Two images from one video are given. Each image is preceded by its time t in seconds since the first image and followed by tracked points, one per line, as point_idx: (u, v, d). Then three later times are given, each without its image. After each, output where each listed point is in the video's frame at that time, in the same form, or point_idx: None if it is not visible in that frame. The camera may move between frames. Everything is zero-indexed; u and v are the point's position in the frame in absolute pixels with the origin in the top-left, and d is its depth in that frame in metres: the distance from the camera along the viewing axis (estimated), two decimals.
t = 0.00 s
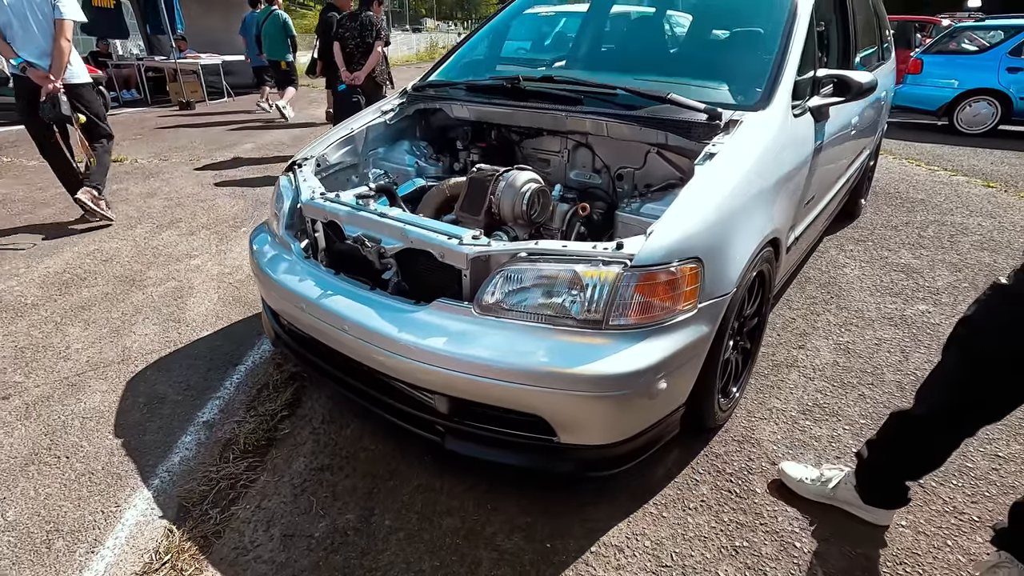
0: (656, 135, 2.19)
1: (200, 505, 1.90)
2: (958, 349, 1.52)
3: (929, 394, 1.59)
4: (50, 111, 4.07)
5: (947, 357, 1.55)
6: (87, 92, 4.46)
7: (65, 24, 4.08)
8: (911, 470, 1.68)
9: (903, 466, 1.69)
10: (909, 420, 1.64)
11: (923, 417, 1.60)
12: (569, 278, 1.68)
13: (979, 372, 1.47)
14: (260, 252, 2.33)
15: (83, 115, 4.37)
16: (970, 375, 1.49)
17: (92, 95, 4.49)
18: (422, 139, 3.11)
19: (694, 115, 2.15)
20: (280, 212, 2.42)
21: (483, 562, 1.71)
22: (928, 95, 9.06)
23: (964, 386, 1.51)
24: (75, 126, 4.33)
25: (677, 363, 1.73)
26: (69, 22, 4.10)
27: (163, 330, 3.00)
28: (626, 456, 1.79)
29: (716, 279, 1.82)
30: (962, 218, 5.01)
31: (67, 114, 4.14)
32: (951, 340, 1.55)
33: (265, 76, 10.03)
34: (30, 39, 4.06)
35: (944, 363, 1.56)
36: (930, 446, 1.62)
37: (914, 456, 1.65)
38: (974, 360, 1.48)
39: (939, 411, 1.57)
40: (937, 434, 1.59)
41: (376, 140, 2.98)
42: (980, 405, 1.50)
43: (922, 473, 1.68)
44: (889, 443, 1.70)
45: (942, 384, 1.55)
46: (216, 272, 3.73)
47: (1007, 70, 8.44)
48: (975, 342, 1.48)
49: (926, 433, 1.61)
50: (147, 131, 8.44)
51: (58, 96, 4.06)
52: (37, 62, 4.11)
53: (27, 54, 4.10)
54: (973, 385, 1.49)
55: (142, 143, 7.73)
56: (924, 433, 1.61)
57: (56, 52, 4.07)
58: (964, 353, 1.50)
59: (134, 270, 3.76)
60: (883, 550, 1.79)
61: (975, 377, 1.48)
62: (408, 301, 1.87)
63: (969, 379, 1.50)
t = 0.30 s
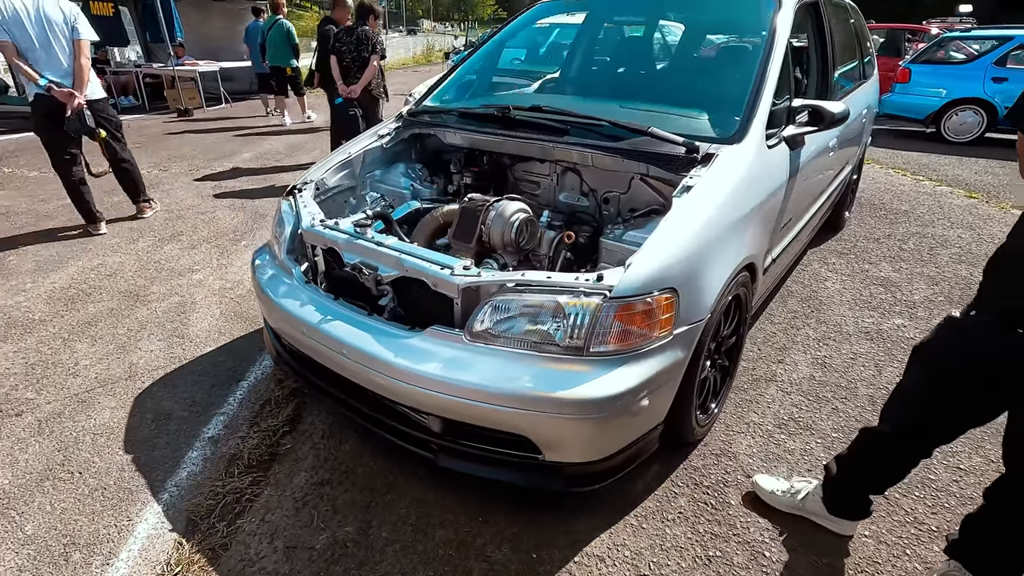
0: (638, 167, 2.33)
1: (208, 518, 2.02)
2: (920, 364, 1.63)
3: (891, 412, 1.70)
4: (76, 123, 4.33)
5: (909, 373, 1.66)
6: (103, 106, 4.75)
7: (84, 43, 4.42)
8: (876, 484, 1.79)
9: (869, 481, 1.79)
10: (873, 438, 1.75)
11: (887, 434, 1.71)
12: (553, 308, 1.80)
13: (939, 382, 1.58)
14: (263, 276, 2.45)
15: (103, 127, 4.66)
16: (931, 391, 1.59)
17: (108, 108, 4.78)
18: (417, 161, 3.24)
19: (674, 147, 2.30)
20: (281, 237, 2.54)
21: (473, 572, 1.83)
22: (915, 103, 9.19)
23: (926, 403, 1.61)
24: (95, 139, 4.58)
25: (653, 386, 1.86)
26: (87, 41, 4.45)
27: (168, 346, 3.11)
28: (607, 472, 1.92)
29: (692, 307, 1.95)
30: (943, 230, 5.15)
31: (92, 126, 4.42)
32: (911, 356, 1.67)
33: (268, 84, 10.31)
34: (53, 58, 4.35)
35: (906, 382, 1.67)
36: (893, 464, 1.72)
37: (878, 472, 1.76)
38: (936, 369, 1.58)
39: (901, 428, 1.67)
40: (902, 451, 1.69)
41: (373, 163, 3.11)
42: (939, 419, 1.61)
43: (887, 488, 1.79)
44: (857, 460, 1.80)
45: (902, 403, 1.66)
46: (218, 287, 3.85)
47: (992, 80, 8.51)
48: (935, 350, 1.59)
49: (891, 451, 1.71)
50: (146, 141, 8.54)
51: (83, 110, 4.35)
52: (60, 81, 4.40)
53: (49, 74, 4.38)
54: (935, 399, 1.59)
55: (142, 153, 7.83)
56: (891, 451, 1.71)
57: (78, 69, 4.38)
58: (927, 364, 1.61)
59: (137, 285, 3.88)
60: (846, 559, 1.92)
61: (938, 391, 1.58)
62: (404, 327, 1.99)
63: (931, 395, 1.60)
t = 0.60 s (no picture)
0: (628, 190, 2.46)
1: (217, 527, 2.11)
2: (889, 378, 1.74)
3: (862, 424, 1.81)
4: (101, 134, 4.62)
5: (880, 387, 1.77)
6: (120, 120, 5.04)
7: (110, 62, 4.82)
8: (852, 495, 1.90)
9: (845, 491, 1.90)
10: (847, 449, 1.86)
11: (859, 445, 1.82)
12: (545, 327, 1.91)
13: (903, 397, 1.69)
14: (269, 293, 2.55)
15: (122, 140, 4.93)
16: (896, 404, 1.71)
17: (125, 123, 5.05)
18: (416, 178, 3.34)
19: (661, 171, 2.41)
20: (286, 254, 2.64)
21: None
22: (907, 111, 9.29)
23: (892, 416, 1.72)
24: (114, 151, 4.84)
25: (641, 401, 1.96)
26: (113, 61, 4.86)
27: (174, 358, 3.21)
28: (598, 483, 2.02)
29: (677, 326, 2.05)
30: (929, 239, 5.28)
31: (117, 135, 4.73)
32: (882, 370, 1.79)
33: (276, 90, 11.05)
34: (81, 74, 4.69)
35: (877, 395, 1.78)
36: (866, 473, 1.83)
37: (852, 482, 1.87)
38: (901, 385, 1.70)
39: (871, 439, 1.78)
40: (875, 461, 1.80)
41: (373, 180, 3.21)
42: (906, 432, 1.72)
43: (861, 497, 1.90)
44: (835, 471, 1.90)
45: (872, 415, 1.77)
46: (221, 298, 3.95)
47: (981, 88, 8.60)
48: (903, 366, 1.70)
49: (863, 461, 1.82)
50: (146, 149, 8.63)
51: (109, 121, 4.67)
52: (85, 94, 4.70)
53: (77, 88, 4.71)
54: (900, 413, 1.70)
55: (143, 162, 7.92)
56: (864, 461, 1.82)
57: (104, 85, 4.76)
58: (893, 379, 1.72)
59: (143, 296, 3.97)
60: (825, 564, 2.02)
61: (902, 405, 1.69)
62: (405, 345, 2.09)
63: (897, 408, 1.71)
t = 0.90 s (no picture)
0: (627, 205, 2.52)
1: (224, 534, 2.16)
2: (877, 386, 1.80)
3: (851, 432, 1.86)
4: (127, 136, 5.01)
5: (868, 396, 1.83)
6: (141, 122, 5.38)
7: (138, 68, 5.12)
8: (844, 503, 1.94)
9: (837, 500, 1.94)
10: (838, 457, 1.90)
11: (849, 452, 1.87)
12: (546, 341, 1.95)
13: (889, 404, 1.75)
14: (274, 303, 2.60)
15: (143, 141, 5.27)
16: (883, 411, 1.76)
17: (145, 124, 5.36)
18: (419, 188, 3.39)
19: (659, 186, 2.47)
20: (291, 265, 2.69)
21: None
22: (907, 117, 9.31)
23: (880, 423, 1.78)
24: (137, 151, 5.19)
25: (639, 413, 2.00)
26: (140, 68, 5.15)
27: (180, 365, 3.26)
28: (596, 493, 2.06)
29: (675, 338, 2.10)
30: (927, 247, 5.32)
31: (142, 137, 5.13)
32: (870, 377, 1.85)
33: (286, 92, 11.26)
34: (109, 77, 4.97)
35: (866, 403, 1.83)
36: (856, 480, 1.88)
37: (843, 489, 1.91)
38: (886, 393, 1.76)
39: (861, 446, 1.83)
40: (865, 468, 1.85)
41: (376, 191, 3.26)
42: (895, 439, 1.77)
43: (853, 504, 1.94)
44: (826, 479, 1.95)
45: (860, 423, 1.83)
46: (226, 305, 4.00)
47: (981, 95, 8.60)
48: (889, 374, 1.76)
49: (854, 468, 1.87)
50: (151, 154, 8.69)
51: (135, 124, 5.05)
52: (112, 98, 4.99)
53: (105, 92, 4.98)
54: (888, 420, 1.76)
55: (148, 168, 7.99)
56: (854, 468, 1.87)
57: (131, 89, 5.05)
58: (879, 387, 1.78)
59: (149, 303, 4.03)
60: (818, 573, 2.06)
61: (888, 412, 1.75)
62: (408, 357, 2.14)
63: (884, 416, 1.76)
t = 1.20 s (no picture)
0: (627, 208, 2.53)
1: (228, 535, 2.18)
2: (875, 390, 1.82)
3: (849, 435, 1.88)
4: (142, 137, 5.28)
5: (866, 399, 1.84)
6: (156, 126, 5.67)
7: (155, 73, 5.48)
8: (842, 506, 1.95)
9: (835, 502, 1.95)
10: (837, 461, 1.91)
11: (848, 456, 1.88)
12: (547, 344, 1.97)
13: (887, 407, 1.76)
14: (277, 305, 2.61)
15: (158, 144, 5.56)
16: (880, 415, 1.78)
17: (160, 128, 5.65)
18: (421, 191, 3.41)
19: (660, 190, 2.48)
20: (295, 268, 2.71)
21: None
22: (908, 120, 9.32)
23: (878, 427, 1.79)
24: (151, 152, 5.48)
25: (639, 416, 2.02)
26: (157, 73, 5.50)
27: (184, 367, 3.28)
28: (596, 495, 2.08)
29: (675, 342, 2.11)
30: (928, 250, 5.33)
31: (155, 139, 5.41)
32: (869, 381, 1.86)
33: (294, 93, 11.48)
34: (128, 81, 5.31)
35: (863, 407, 1.85)
36: (854, 484, 1.89)
37: (841, 492, 1.92)
38: (884, 397, 1.77)
39: (859, 449, 1.85)
40: (863, 470, 1.86)
41: (379, 194, 3.29)
42: (892, 442, 1.79)
43: (852, 507, 1.94)
44: (825, 482, 1.96)
45: (858, 427, 1.84)
46: (230, 307, 4.02)
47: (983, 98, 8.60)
48: (888, 377, 1.78)
49: (852, 470, 1.88)
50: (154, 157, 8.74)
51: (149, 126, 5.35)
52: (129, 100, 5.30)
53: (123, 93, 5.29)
54: (886, 423, 1.77)
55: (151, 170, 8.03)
56: (852, 471, 1.88)
57: (148, 92, 5.40)
58: (878, 391, 1.79)
59: (153, 305, 4.06)
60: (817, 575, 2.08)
61: (886, 415, 1.77)
62: (411, 360, 2.15)
63: (882, 419, 1.78)
